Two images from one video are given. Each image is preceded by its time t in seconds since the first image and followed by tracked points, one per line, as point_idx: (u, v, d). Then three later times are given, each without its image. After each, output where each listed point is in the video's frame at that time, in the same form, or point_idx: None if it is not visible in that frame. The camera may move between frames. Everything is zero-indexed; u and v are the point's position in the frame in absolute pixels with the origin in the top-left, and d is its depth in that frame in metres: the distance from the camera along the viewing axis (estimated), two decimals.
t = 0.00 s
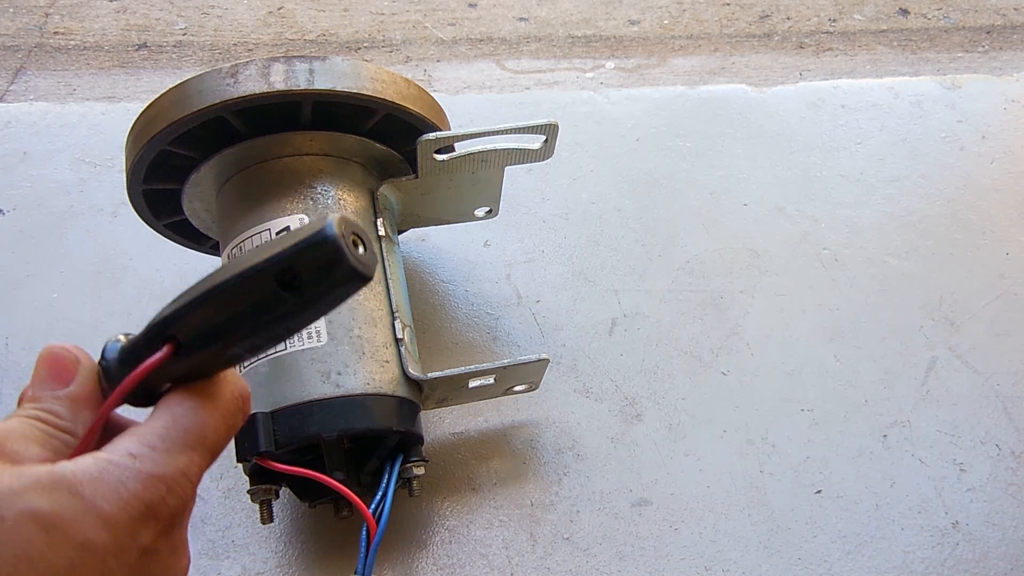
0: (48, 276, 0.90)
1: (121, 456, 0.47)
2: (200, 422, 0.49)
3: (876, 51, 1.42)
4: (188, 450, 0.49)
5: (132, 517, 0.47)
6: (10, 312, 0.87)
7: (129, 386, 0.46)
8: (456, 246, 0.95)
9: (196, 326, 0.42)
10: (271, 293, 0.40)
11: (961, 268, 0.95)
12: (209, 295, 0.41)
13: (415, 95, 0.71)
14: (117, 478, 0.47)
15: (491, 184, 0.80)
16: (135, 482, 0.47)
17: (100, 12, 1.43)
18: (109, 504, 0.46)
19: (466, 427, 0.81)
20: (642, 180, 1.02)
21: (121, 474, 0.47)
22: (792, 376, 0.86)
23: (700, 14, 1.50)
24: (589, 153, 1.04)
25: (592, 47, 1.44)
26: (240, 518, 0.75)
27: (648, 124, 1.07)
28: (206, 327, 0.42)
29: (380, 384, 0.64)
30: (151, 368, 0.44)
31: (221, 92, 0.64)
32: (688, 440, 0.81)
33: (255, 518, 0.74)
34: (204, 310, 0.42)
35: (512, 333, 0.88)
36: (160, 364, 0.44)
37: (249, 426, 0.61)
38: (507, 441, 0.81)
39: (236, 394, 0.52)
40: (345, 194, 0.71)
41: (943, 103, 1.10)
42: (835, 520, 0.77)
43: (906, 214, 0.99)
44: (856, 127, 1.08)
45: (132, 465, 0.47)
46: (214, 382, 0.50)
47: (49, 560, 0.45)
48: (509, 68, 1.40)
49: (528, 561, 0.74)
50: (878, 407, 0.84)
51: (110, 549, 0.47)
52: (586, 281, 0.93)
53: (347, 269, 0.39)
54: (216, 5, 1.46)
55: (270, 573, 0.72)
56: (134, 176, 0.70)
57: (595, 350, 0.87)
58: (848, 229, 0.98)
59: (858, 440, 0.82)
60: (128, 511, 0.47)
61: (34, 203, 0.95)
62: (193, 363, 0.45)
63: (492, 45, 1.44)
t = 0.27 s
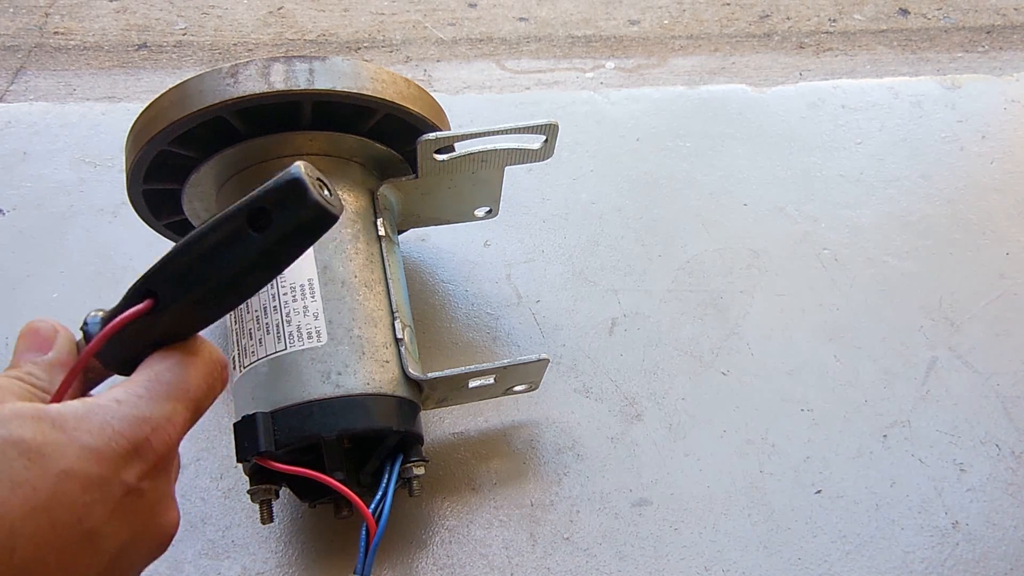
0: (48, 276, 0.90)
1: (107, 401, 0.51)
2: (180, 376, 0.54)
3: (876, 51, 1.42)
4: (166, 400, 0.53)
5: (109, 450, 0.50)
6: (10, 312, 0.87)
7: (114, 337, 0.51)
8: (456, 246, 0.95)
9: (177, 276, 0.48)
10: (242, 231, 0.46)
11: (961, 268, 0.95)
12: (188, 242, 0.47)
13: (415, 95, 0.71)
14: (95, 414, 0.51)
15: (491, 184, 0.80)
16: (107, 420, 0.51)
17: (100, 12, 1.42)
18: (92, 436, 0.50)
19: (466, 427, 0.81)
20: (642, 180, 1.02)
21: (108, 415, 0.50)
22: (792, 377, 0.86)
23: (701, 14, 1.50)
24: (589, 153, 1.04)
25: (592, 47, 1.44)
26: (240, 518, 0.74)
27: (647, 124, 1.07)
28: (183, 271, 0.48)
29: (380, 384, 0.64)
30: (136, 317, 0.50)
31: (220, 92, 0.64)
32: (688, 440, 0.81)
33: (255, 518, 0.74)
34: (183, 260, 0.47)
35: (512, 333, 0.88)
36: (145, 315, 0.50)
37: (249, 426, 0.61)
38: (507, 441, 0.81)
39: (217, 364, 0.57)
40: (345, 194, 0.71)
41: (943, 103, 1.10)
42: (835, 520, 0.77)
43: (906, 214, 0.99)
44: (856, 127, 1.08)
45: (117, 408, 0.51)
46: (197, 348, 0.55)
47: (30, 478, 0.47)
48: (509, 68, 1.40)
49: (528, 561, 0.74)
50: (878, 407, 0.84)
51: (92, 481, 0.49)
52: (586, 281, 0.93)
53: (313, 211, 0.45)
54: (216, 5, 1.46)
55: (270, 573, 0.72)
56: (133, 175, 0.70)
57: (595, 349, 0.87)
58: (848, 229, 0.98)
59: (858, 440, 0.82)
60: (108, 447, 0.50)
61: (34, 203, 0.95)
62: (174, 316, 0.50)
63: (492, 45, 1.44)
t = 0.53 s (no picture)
0: (48, 276, 0.90)
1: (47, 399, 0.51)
2: (125, 395, 0.53)
3: (876, 51, 1.42)
4: (108, 419, 0.52)
5: (42, 478, 0.50)
6: (10, 312, 0.87)
7: (82, 348, 0.53)
8: (455, 246, 0.95)
9: (144, 289, 0.51)
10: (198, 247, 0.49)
11: (961, 268, 0.95)
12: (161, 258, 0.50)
13: (415, 95, 0.71)
14: (30, 433, 0.49)
15: (491, 184, 0.80)
16: (39, 442, 0.50)
17: (100, 12, 1.42)
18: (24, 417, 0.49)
19: (466, 427, 0.81)
20: (642, 180, 1.02)
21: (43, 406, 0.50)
22: (792, 377, 0.86)
23: (700, 14, 1.50)
24: (589, 153, 1.04)
25: (592, 47, 1.44)
26: (240, 518, 0.74)
27: (647, 124, 1.07)
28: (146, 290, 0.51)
29: (380, 384, 0.64)
30: (105, 332, 0.52)
31: (221, 92, 0.64)
32: (688, 440, 0.81)
33: (255, 518, 0.74)
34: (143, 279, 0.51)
35: (512, 333, 0.88)
36: (113, 330, 0.52)
37: (249, 426, 0.61)
38: (507, 441, 0.81)
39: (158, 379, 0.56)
40: (345, 194, 0.71)
41: (943, 103, 1.10)
42: (835, 520, 0.77)
43: (906, 214, 0.99)
44: (857, 127, 1.08)
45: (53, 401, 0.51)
46: (144, 364, 0.55)
47: None
48: (509, 68, 1.40)
49: (528, 561, 0.74)
50: (878, 407, 0.84)
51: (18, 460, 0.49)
52: (586, 281, 0.93)
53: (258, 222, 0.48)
54: (216, 5, 1.46)
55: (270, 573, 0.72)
56: (134, 176, 0.70)
57: (595, 350, 0.87)
58: (848, 229, 0.98)
59: (858, 440, 0.82)
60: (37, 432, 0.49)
61: (34, 203, 0.95)
62: (142, 334, 0.53)
63: (492, 45, 1.44)
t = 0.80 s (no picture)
0: (48, 277, 0.90)
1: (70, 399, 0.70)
2: (92, 395, 0.67)
3: (876, 51, 1.42)
4: (75, 409, 0.65)
5: (15, 453, 0.61)
6: (10, 312, 0.87)
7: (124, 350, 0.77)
8: (455, 246, 0.95)
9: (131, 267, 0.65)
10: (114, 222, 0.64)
11: (961, 268, 0.95)
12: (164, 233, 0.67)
13: (415, 95, 0.71)
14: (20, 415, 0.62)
15: (491, 184, 0.80)
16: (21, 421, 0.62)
17: (100, 12, 1.42)
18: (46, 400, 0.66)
19: (466, 427, 0.81)
20: (642, 180, 1.02)
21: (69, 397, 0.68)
22: (792, 377, 0.86)
23: (700, 14, 1.50)
24: (589, 153, 1.04)
25: (592, 47, 1.44)
26: (240, 518, 0.74)
27: (647, 124, 1.07)
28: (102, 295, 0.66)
29: (380, 384, 0.64)
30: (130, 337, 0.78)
31: (221, 92, 0.64)
32: (688, 440, 0.81)
33: (255, 518, 0.74)
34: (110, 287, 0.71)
35: (512, 334, 0.88)
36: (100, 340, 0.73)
37: (249, 426, 0.61)
38: (507, 441, 0.81)
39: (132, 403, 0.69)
40: (345, 194, 0.71)
41: (943, 103, 1.10)
42: (835, 520, 0.77)
43: (906, 214, 0.99)
44: (857, 127, 1.08)
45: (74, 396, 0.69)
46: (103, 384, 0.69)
47: None
48: (509, 68, 1.40)
49: (528, 561, 0.74)
50: (878, 407, 0.84)
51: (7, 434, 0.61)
52: (586, 281, 0.93)
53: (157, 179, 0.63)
54: (216, 5, 1.46)
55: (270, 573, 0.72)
56: (134, 176, 0.70)
57: (595, 350, 0.87)
58: (848, 229, 0.98)
59: (858, 440, 0.82)
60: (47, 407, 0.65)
61: (34, 203, 0.95)
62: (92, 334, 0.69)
63: (492, 45, 1.44)
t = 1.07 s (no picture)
0: (48, 277, 0.90)
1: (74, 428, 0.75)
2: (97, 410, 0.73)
3: (876, 51, 1.42)
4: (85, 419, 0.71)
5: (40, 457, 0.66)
6: (10, 312, 0.87)
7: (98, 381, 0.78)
8: (455, 246, 0.95)
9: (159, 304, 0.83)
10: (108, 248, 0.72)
11: (961, 268, 0.95)
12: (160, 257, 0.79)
13: (415, 95, 0.71)
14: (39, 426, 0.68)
15: (491, 184, 0.80)
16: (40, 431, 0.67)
17: (100, 12, 1.42)
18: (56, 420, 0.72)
19: (466, 427, 0.81)
20: (641, 180, 1.02)
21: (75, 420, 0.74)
22: (793, 377, 0.86)
23: (700, 14, 1.50)
24: (589, 153, 1.04)
25: (592, 47, 1.44)
26: (240, 518, 0.74)
27: (647, 124, 1.07)
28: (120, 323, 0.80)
29: (380, 384, 0.64)
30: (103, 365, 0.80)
31: (221, 92, 0.64)
32: (688, 440, 0.81)
33: (255, 518, 0.74)
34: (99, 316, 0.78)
35: (512, 334, 0.88)
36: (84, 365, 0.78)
37: (249, 426, 0.61)
38: (507, 441, 0.81)
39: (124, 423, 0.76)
40: (345, 194, 0.71)
41: (943, 103, 1.10)
42: (835, 520, 0.77)
43: (906, 214, 0.99)
44: (857, 127, 1.08)
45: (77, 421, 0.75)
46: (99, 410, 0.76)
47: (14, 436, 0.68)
48: (509, 68, 1.40)
49: (528, 561, 0.74)
50: (878, 407, 0.84)
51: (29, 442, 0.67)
52: (586, 281, 0.93)
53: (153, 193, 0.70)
54: (216, 5, 1.46)
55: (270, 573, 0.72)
56: (134, 176, 0.70)
57: (594, 350, 0.87)
58: (848, 229, 0.98)
59: (858, 440, 0.82)
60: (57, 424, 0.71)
61: (34, 203, 0.95)
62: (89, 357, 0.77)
63: (492, 45, 1.44)
